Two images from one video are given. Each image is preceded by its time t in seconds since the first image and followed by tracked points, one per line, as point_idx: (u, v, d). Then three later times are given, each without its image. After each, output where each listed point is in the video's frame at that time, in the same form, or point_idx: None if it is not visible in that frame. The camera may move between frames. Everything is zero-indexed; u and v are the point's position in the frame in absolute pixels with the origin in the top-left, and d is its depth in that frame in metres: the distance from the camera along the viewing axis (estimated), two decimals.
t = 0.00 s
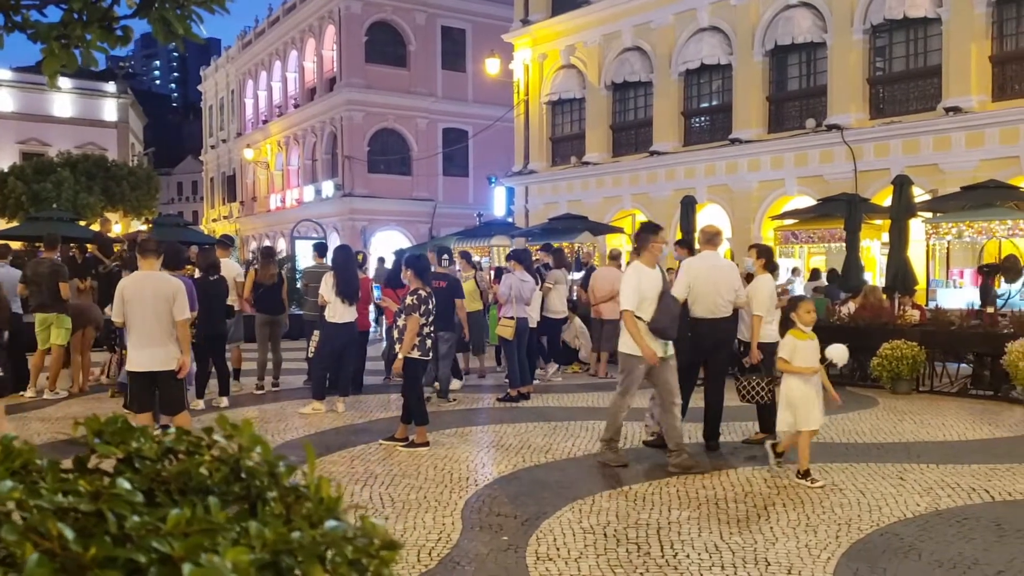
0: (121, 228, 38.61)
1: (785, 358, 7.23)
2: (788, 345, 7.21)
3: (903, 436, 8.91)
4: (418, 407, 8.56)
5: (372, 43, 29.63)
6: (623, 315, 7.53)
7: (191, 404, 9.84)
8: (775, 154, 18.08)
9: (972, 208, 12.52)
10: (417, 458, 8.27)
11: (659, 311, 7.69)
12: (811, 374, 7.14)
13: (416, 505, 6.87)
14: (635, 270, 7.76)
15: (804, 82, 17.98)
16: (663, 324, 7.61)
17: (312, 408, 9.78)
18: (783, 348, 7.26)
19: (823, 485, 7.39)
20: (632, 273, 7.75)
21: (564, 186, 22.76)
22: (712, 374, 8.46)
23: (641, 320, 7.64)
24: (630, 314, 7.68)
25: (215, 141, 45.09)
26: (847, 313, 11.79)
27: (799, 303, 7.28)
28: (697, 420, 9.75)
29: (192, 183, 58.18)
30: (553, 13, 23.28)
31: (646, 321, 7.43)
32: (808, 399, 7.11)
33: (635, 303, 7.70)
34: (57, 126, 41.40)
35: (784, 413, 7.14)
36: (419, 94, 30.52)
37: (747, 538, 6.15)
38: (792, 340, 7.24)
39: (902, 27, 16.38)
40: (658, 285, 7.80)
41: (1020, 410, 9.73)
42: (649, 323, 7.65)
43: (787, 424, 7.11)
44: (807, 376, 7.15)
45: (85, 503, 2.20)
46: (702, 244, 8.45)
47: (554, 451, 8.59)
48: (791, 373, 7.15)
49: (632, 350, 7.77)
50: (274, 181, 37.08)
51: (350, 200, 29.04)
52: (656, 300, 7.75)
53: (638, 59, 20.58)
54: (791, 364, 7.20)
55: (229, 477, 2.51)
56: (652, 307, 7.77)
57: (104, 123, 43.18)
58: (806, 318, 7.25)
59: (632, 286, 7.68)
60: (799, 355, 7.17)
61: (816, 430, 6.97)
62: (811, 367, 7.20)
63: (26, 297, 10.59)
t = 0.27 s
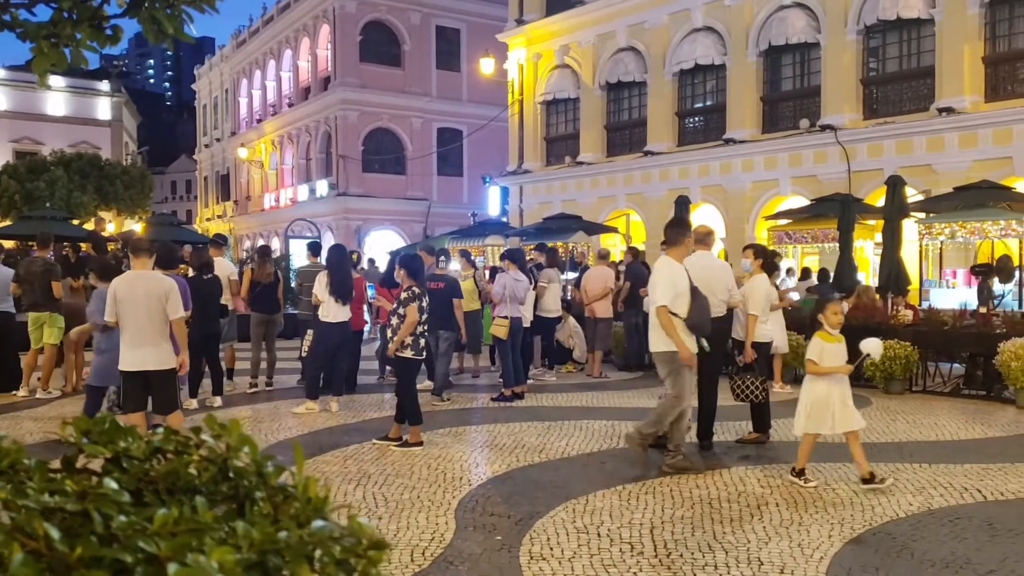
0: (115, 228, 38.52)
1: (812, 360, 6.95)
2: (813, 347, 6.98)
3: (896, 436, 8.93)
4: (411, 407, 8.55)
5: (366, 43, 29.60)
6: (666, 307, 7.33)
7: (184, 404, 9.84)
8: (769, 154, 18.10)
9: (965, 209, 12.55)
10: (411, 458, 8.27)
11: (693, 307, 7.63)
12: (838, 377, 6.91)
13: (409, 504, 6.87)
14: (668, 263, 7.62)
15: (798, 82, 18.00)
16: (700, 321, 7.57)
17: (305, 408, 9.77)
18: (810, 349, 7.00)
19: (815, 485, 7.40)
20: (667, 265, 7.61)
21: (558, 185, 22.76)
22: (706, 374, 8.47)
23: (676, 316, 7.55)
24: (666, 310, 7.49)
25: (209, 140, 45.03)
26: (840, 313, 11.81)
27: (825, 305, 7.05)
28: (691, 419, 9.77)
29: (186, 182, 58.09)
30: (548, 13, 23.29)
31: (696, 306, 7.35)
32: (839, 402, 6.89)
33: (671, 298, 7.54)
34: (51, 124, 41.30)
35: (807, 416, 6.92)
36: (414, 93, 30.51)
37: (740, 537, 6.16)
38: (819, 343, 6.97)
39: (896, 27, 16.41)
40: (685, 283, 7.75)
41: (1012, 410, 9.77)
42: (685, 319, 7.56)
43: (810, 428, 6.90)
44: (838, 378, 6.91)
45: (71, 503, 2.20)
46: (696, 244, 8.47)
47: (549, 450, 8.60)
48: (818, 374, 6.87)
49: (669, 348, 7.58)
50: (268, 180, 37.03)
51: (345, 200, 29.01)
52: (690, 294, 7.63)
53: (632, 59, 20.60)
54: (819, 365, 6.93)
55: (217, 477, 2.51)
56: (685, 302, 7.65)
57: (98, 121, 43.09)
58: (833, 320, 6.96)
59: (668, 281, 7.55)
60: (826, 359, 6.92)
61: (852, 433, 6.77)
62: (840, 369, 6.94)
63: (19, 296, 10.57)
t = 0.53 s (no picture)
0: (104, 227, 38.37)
1: (840, 360, 6.91)
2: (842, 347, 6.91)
3: (884, 436, 8.96)
4: (401, 406, 8.54)
5: (357, 43, 29.57)
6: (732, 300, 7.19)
7: (173, 404, 9.80)
8: (759, 155, 18.14)
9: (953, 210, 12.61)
10: (401, 458, 8.26)
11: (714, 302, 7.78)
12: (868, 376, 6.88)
13: (399, 505, 6.86)
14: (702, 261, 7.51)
15: (788, 83, 18.05)
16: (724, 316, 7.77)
17: (295, 408, 9.76)
18: (838, 349, 6.94)
19: (805, 485, 7.43)
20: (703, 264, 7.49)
21: (550, 186, 22.77)
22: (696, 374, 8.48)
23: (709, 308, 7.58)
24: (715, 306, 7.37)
25: (199, 139, 44.91)
26: (830, 314, 11.85)
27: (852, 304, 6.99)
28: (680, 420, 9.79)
29: (175, 182, 57.91)
30: (539, 13, 23.30)
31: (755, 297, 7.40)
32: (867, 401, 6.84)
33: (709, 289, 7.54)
34: (40, 124, 41.11)
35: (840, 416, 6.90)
36: (405, 93, 30.49)
37: (729, 537, 6.17)
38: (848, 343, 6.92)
39: (885, 29, 16.46)
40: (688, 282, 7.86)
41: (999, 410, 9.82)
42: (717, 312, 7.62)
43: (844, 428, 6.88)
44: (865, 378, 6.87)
45: (49, 503, 2.19)
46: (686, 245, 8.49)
47: (538, 451, 8.60)
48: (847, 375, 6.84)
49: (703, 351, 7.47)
50: (258, 180, 36.95)
51: (335, 200, 28.96)
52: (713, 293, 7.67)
53: (623, 60, 20.63)
54: (847, 366, 6.89)
55: (198, 478, 2.50)
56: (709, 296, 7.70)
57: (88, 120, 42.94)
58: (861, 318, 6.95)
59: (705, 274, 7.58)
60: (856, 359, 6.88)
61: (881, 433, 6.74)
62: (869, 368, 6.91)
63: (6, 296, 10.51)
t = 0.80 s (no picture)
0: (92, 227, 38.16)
1: (857, 363, 6.77)
2: (858, 349, 6.78)
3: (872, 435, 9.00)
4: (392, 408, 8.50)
5: (347, 43, 29.52)
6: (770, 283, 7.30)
7: (161, 404, 9.77)
8: (748, 156, 18.19)
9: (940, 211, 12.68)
10: (390, 458, 8.25)
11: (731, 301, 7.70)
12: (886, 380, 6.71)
13: (387, 506, 6.84)
14: (724, 257, 7.45)
15: (777, 85, 18.10)
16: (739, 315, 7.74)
17: (283, 409, 9.74)
18: (856, 352, 6.81)
19: (792, 484, 7.46)
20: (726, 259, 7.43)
21: (539, 186, 22.78)
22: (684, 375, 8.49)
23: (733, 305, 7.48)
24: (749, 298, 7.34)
25: (187, 139, 44.77)
26: (818, 315, 11.89)
27: (873, 305, 6.78)
28: (669, 420, 9.80)
29: (163, 182, 57.74)
30: (528, 14, 23.32)
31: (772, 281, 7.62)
32: (885, 406, 6.67)
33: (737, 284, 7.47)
34: (27, 123, 40.89)
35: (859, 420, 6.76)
36: (394, 93, 30.47)
37: (717, 537, 6.19)
38: (866, 346, 6.76)
39: (873, 31, 16.52)
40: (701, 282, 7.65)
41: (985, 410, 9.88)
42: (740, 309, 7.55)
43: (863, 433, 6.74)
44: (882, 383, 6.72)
45: (24, 504, 2.19)
46: (675, 245, 8.52)
47: (527, 451, 8.59)
48: (863, 378, 6.69)
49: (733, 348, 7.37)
50: (247, 180, 36.86)
51: (325, 200, 28.90)
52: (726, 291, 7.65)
53: (613, 61, 20.66)
54: (863, 370, 6.75)
55: (178, 478, 2.49)
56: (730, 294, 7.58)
57: (75, 120, 42.74)
58: (881, 322, 6.76)
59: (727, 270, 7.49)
60: (874, 362, 6.71)
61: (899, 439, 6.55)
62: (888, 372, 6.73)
63: None
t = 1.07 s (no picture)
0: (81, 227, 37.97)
1: (886, 369, 6.47)
2: (888, 354, 6.47)
3: (860, 436, 9.04)
4: (382, 408, 8.49)
5: (338, 43, 29.50)
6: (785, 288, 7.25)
7: (150, 405, 9.74)
8: (739, 157, 18.23)
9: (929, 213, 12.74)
10: (380, 459, 8.24)
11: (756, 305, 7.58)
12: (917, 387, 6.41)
13: (377, 507, 6.84)
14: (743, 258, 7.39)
15: (767, 86, 18.16)
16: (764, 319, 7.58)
17: (273, 410, 9.72)
18: (884, 357, 6.49)
19: (781, 485, 7.48)
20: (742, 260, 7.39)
21: (530, 187, 22.79)
22: (674, 376, 8.50)
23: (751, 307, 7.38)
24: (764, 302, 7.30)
25: (177, 139, 44.63)
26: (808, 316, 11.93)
27: (904, 308, 6.49)
28: (659, 421, 9.82)
29: (153, 182, 57.57)
30: (519, 15, 23.35)
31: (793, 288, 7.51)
32: (915, 412, 6.37)
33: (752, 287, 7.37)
34: (16, 122, 40.68)
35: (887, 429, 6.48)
36: (385, 94, 30.44)
37: (706, 537, 6.20)
38: (895, 351, 6.45)
39: (863, 33, 16.58)
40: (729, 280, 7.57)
41: (973, 411, 9.93)
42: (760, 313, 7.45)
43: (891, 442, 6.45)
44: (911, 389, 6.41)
45: (6, 506, 2.18)
46: (665, 247, 8.55)
47: (517, 452, 8.59)
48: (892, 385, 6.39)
49: (747, 351, 7.33)
50: (237, 180, 36.77)
51: (315, 200, 28.85)
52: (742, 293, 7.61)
53: (604, 62, 20.69)
54: (892, 374, 6.45)
55: (162, 480, 2.49)
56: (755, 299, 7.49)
57: (64, 120, 42.57)
58: (911, 325, 6.49)
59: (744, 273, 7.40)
60: (906, 368, 6.41)
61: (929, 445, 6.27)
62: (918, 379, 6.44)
63: None
